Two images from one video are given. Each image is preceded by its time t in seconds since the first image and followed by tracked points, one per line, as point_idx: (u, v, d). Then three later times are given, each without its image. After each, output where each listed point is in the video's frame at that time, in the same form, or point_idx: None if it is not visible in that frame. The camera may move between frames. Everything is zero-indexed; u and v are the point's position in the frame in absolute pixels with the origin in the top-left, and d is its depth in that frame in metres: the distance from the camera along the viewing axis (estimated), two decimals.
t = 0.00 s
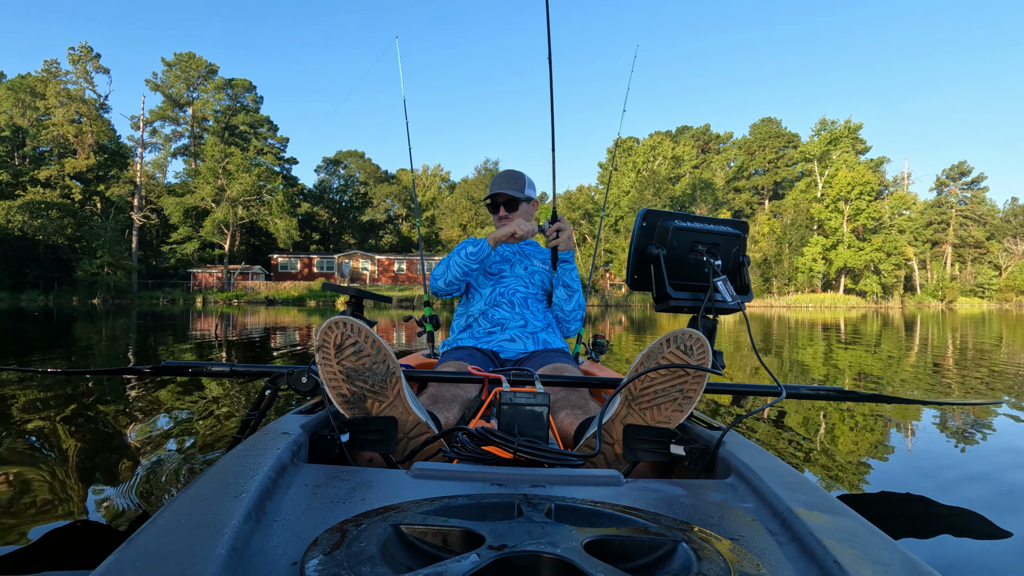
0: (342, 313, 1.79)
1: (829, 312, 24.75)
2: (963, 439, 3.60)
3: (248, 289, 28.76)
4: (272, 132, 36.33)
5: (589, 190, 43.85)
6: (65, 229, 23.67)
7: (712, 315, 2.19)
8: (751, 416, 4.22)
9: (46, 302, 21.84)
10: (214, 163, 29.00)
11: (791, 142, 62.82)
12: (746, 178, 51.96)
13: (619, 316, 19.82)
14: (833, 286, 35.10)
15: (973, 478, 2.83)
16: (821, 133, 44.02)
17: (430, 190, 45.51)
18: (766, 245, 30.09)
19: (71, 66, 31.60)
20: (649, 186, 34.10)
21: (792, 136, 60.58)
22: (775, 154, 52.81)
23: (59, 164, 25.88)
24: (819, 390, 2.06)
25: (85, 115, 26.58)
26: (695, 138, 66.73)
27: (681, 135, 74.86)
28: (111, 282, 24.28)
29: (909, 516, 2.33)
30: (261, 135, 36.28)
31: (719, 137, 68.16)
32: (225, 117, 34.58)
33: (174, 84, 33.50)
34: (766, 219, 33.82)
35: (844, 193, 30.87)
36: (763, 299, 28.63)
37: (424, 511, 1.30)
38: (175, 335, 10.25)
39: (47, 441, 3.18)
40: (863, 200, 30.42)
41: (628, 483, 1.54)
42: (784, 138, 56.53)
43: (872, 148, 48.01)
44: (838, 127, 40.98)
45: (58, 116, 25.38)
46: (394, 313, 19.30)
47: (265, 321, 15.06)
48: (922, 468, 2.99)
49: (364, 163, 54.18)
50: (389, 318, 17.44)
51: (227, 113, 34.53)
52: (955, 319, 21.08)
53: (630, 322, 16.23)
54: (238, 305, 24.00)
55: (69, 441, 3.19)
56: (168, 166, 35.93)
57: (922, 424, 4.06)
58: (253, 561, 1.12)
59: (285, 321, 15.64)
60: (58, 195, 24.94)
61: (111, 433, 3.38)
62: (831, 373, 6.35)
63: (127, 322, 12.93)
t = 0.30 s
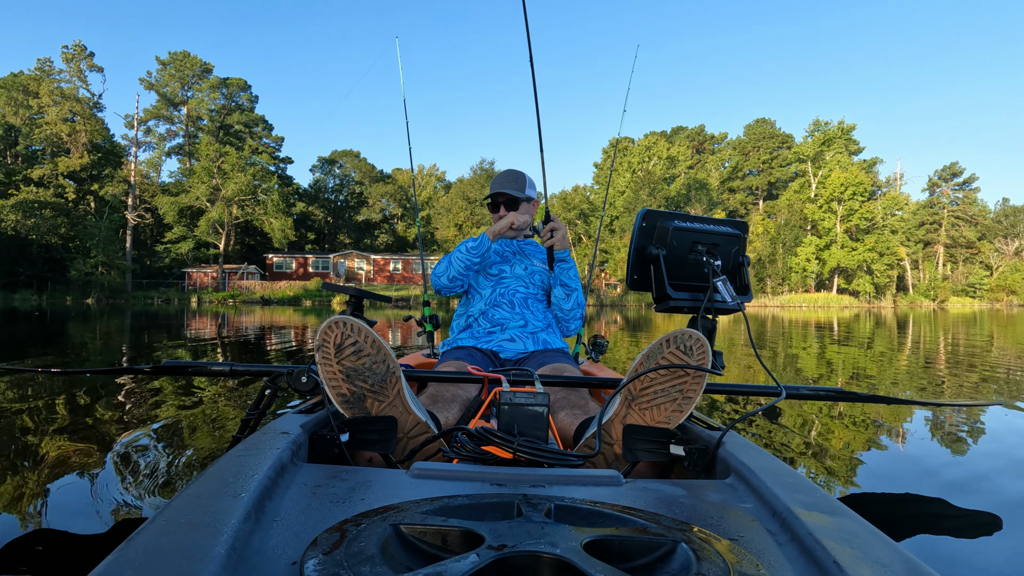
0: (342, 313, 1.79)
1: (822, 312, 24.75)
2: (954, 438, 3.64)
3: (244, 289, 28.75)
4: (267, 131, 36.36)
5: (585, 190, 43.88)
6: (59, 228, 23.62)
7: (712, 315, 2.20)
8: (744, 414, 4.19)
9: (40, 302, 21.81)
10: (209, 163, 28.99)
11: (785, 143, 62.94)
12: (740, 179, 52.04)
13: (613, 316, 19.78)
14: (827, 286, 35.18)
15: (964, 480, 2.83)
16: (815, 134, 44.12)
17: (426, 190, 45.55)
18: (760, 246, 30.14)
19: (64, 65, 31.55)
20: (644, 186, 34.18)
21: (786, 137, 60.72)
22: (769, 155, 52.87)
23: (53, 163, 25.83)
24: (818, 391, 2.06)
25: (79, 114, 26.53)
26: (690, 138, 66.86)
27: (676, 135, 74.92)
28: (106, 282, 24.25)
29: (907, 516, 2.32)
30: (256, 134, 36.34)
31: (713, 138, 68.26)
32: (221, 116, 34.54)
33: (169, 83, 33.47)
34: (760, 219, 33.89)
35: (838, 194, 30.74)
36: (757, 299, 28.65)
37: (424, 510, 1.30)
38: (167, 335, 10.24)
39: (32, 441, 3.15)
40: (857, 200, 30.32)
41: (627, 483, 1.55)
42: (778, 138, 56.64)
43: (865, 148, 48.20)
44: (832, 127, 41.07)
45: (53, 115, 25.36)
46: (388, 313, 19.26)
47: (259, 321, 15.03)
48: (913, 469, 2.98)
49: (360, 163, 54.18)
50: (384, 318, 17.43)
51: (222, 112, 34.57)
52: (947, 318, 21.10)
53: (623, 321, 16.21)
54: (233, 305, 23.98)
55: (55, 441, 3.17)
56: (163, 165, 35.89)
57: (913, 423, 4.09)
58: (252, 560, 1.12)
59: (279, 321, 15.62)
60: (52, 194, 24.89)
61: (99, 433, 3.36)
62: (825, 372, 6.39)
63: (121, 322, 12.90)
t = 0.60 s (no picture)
0: (341, 313, 1.78)
1: (815, 312, 24.83)
2: (943, 437, 3.67)
3: (238, 288, 28.65)
4: (262, 130, 36.32)
5: (580, 190, 43.95)
6: (52, 227, 23.52)
7: (711, 315, 2.20)
8: (740, 415, 4.17)
9: (34, 301, 21.70)
10: (204, 162, 28.90)
11: (779, 143, 63.21)
12: (734, 179, 52.22)
13: (608, 315, 19.82)
14: (820, 286, 35.33)
15: (959, 481, 2.84)
16: (808, 134, 44.30)
17: (421, 189, 45.54)
18: (755, 246, 30.25)
19: (57, 63, 31.44)
20: (639, 187, 34.31)
21: (780, 138, 60.98)
22: (763, 155, 53.00)
23: (46, 162, 25.72)
24: (818, 391, 2.07)
25: (72, 112, 26.41)
26: (685, 139, 67.06)
27: (671, 136, 75.02)
28: (100, 281, 24.18)
29: (906, 517, 2.32)
30: (251, 133, 36.29)
31: (707, 139, 68.50)
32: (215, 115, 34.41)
33: (163, 82, 33.00)
34: (754, 219, 33.97)
35: (830, 194, 30.96)
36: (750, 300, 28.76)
37: (424, 510, 1.30)
38: (161, 335, 10.21)
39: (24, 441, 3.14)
40: (849, 201, 30.54)
41: (627, 483, 1.54)
42: (772, 139, 56.86)
43: (858, 149, 48.46)
44: (825, 128, 41.28)
45: (45, 114, 25.22)
46: (383, 313, 19.20)
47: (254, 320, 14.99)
48: (907, 470, 3.00)
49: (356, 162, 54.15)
50: (378, 319, 17.38)
51: (217, 111, 34.52)
52: (939, 318, 21.20)
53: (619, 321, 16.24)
54: (227, 305, 23.92)
55: (49, 441, 3.15)
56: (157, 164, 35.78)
57: (905, 422, 4.13)
58: (251, 560, 1.12)
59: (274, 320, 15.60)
60: (45, 193, 24.76)
61: (93, 432, 3.34)
62: (817, 370, 6.44)
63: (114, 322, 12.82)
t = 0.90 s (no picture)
0: (341, 313, 1.78)
1: (809, 312, 24.89)
2: (935, 435, 3.69)
3: (233, 288, 28.58)
4: (257, 129, 36.26)
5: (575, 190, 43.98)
6: (45, 227, 23.41)
7: (711, 314, 2.20)
8: (734, 413, 4.18)
9: (27, 301, 21.56)
10: (198, 161, 28.81)
11: (773, 144, 63.41)
12: (728, 180, 52.32)
13: (604, 316, 19.83)
14: (813, 287, 35.44)
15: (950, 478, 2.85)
16: (802, 135, 44.47)
17: (416, 190, 45.55)
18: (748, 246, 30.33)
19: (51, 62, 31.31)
20: (634, 187, 34.45)
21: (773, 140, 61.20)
22: (757, 156, 53.12)
23: (38, 161, 25.64)
24: (818, 390, 2.07)
25: (65, 111, 26.28)
26: (680, 140, 67.21)
27: (665, 137, 75.11)
28: (94, 281, 24.06)
29: (904, 518, 2.32)
30: (246, 133, 36.22)
31: (702, 139, 68.68)
32: (209, 115, 34.35)
33: (157, 81, 33.57)
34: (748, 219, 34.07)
35: (824, 196, 31.02)
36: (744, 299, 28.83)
37: (425, 511, 1.30)
38: (156, 335, 10.21)
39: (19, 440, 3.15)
40: (842, 202, 30.63)
41: (627, 483, 1.55)
42: (766, 141, 57.07)
43: (851, 151, 48.65)
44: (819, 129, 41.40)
45: (38, 113, 25.14)
46: (378, 313, 19.20)
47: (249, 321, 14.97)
48: (900, 467, 3.01)
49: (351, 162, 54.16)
50: (373, 319, 17.34)
51: (212, 111, 34.48)
52: (931, 318, 21.27)
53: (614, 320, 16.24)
54: (223, 304, 23.85)
55: (47, 440, 3.17)
56: (152, 163, 35.69)
57: (896, 420, 4.14)
58: (251, 562, 1.11)
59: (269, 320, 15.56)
60: (37, 193, 24.63)
61: (89, 432, 3.36)
62: (809, 369, 6.48)
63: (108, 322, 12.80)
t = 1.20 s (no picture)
0: (341, 313, 1.78)
1: (803, 312, 24.92)
2: (928, 434, 3.69)
3: (229, 288, 28.57)
4: (252, 130, 36.25)
5: (571, 189, 44.02)
6: (39, 227, 23.35)
7: (711, 312, 2.20)
8: (728, 411, 4.19)
9: (21, 302, 21.51)
10: (194, 162, 28.76)
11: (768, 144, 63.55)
12: (723, 179, 52.42)
13: (599, 315, 19.83)
14: (808, 286, 35.52)
15: (943, 477, 2.86)
16: (797, 134, 44.51)
17: (412, 191, 45.57)
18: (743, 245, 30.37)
19: (45, 61, 31.21)
20: (630, 187, 34.54)
21: (768, 140, 61.38)
22: (752, 156, 53.26)
23: (32, 161, 25.53)
24: (820, 387, 2.07)
25: (60, 111, 26.21)
26: (675, 139, 67.32)
27: (661, 137, 75.23)
28: (88, 282, 23.99)
29: (902, 519, 2.33)
30: (241, 133, 36.20)
31: (697, 139, 68.80)
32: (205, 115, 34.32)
33: (152, 80, 33.19)
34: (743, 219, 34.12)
35: (818, 196, 30.97)
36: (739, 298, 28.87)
37: (427, 511, 1.30)
38: (150, 335, 10.21)
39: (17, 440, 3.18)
40: (836, 202, 30.66)
41: (629, 482, 1.54)
42: (761, 141, 57.22)
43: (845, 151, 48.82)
44: (814, 129, 41.45)
45: (33, 113, 25.10)
46: (374, 312, 19.22)
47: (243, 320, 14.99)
48: (893, 465, 3.02)
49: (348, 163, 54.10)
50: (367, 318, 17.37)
51: (207, 111, 34.40)
52: (924, 318, 21.33)
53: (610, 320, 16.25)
54: (218, 306, 23.85)
55: (45, 440, 3.20)
56: (147, 163, 35.63)
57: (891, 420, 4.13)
58: (253, 564, 1.11)
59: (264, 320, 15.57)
60: (32, 194, 24.56)
61: (89, 432, 3.39)
62: (804, 369, 6.47)
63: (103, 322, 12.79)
